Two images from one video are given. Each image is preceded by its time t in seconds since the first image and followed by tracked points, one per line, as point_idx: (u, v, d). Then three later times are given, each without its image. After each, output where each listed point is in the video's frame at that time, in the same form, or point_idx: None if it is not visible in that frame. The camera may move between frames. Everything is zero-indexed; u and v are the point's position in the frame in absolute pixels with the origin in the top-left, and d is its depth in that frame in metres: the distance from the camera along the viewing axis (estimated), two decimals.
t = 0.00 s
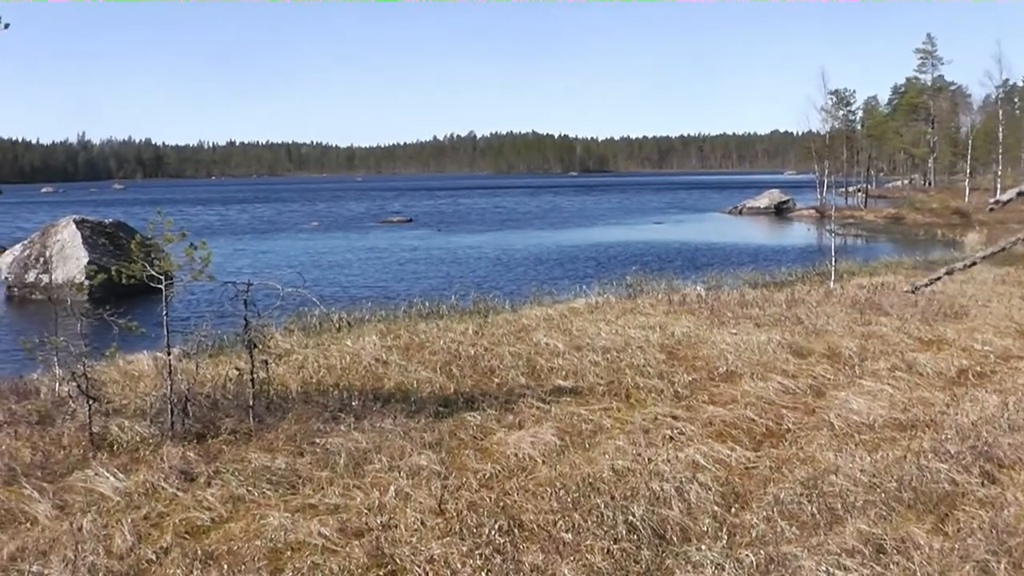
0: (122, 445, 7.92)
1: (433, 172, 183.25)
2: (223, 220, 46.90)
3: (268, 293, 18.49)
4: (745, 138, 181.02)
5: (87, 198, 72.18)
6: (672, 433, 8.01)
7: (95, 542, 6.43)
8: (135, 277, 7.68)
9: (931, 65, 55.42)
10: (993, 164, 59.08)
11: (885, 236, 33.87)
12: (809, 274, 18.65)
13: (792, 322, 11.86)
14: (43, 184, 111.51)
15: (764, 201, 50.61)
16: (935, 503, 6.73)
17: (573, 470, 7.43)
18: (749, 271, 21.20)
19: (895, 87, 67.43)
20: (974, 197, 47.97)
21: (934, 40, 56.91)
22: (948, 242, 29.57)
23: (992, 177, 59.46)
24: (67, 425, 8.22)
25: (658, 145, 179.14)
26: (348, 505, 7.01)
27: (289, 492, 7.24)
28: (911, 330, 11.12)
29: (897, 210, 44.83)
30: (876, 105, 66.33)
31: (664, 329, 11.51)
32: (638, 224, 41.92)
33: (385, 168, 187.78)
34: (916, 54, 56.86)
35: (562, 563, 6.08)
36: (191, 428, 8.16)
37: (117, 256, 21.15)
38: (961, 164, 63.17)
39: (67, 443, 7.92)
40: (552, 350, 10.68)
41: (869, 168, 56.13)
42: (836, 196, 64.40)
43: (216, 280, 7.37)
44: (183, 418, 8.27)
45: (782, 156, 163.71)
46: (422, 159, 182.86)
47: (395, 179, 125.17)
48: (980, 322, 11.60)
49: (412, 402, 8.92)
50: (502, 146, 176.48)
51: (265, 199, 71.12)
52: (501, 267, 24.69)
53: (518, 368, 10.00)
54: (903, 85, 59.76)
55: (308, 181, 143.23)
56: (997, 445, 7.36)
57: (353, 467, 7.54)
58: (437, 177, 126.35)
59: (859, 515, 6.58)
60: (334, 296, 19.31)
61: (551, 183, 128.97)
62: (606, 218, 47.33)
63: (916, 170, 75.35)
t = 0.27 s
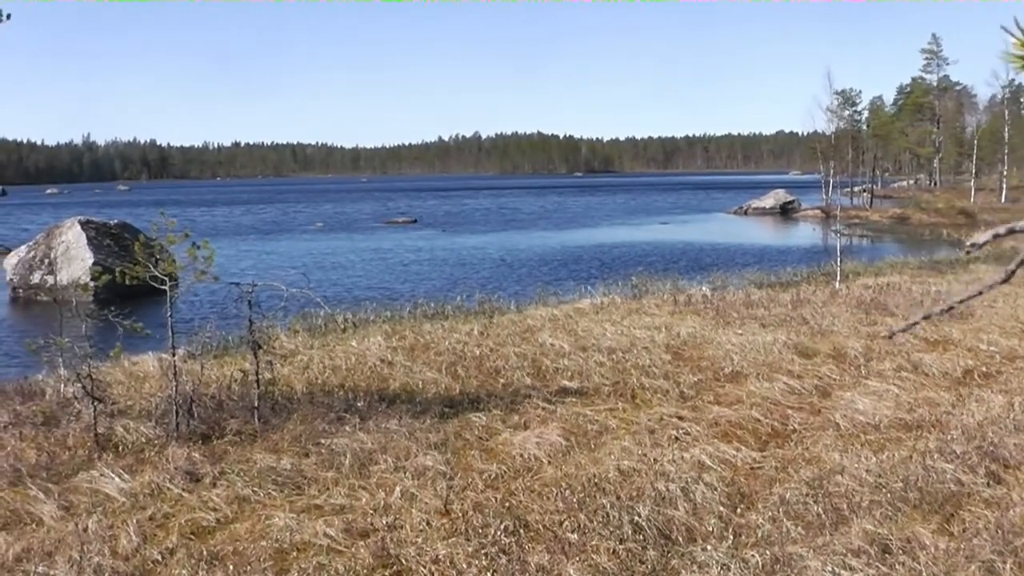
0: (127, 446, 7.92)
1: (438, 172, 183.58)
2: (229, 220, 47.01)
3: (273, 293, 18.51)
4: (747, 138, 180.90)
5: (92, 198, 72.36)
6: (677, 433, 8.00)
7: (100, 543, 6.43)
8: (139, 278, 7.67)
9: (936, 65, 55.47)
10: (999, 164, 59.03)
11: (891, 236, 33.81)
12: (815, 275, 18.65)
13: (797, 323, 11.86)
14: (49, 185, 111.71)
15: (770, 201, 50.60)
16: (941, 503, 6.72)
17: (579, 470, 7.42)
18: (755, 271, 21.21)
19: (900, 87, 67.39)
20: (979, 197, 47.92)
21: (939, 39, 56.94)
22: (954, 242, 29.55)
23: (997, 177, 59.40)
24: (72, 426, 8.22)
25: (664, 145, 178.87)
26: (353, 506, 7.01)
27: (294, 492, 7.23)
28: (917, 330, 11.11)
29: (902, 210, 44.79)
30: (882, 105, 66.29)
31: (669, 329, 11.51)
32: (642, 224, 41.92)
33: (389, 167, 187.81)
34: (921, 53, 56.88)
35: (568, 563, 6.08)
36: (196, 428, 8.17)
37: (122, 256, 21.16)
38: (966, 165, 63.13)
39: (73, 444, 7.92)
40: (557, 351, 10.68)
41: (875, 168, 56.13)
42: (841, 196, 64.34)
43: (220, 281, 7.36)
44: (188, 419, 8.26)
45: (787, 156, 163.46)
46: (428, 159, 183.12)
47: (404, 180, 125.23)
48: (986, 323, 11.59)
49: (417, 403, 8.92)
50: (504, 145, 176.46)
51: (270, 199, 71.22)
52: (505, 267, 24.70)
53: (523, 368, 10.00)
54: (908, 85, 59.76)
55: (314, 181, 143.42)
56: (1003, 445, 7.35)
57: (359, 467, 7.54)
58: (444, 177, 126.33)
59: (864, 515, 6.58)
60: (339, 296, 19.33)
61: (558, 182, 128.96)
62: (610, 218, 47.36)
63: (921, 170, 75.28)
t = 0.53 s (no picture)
0: (133, 446, 7.92)
1: (443, 172, 183.85)
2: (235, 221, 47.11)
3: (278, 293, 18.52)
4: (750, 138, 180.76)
5: (97, 199, 72.54)
6: (682, 433, 8.00)
7: (105, 543, 6.44)
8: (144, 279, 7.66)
9: (941, 63, 55.49)
10: (1003, 163, 58.97)
11: (896, 235, 33.79)
12: (819, 274, 18.65)
13: (802, 322, 11.86)
14: (56, 187, 111.97)
15: (774, 200, 50.61)
16: (946, 502, 6.72)
17: (584, 470, 7.42)
18: (759, 270, 21.21)
19: (905, 85, 67.38)
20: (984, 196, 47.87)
21: (943, 38, 56.93)
22: (958, 241, 29.54)
23: (1002, 176, 59.36)
24: (77, 426, 8.22)
25: (667, 145, 178.74)
26: (359, 506, 7.01)
27: (299, 493, 7.23)
28: (921, 329, 11.11)
29: (907, 209, 44.74)
30: (887, 104, 66.25)
31: (674, 329, 11.51)
32: (647, 224, 41.83)
33: (393, 168, 187.89)
34: (926, 52, 56.85)
35: (573, 563, 6.08)
36: (201, 428, 8.17)
37: (127, 257, 21.17)
38: (971, 164, 63.13)
39: (78, 444, 7.93)
40: (562, 351, 10.68)
41: (879, 168, 56.12)
42: (847, 195, 64.30)
43: (225, 281, 7.34)
44: (193, 419, 8.27)
45: (792, 155, 163.21)
46: (433, 159, 183.24)
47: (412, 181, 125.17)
48: (990, 322, 11.59)
49: (421, 403, 8.92)
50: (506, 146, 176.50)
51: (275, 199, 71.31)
52: (509, 268, 24.68)
53: (528, 368, 10.00)
54: (913, 84, 59.74)
55: (320, 180, 143.63)
56: (1008, 444, 7.35)
57: (364, 467, 7.54)
58: (450, 177, 126.36)
59: (869, 514, 6.58)
60: (343, 296, 19.34)
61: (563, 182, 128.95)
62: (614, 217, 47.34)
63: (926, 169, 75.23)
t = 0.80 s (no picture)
0: (138, 446, 7.92)
1: (448, 172, 183.70)
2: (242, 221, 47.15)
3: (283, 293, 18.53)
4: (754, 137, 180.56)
5: (104, 200, 72.66)
6: (688, 432, 7.99)
7: (111, 543, 6.45)
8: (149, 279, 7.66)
9: (947, 62, 55.39)
10: (1010, 162, 58.82)
11: (901, 235, 33.72)
12: (825, 273, 18.63)
13: (807, 322, 11.86)
14: (62, 188, 112.14)
15: (779, 200, 50.56)
16: (951, 502, 6.71)
17: (590, 470, 7.42)
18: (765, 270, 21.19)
19: (910, 84, 67.21)
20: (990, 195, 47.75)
21: (948, 37, 56.80)
22: (964, 240, 29.50)
23: (1008, 176, 59.21)
24: (83, 426, 8.23)
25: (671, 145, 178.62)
26: (364, 506, 7.01)
27: (305, 492, 7.24)
28: (926, 329, 11.10)
29: (913, 209, 44.69)
30: (892, 103, 66.12)
31: (679, 328, 11.51)
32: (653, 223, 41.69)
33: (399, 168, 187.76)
34: (932, 51, 56.75)
35: (578, 563, 6.08)
36: (207, 428, 8.18)
37: (132, 257, 21.19)
38: (977, 163, 62.99)
39: (84, 444, 7.94)
40: (567, 350, 10.67)
41: (885, 167, 56.02)
42: (852, 195, 64.20)
43: (231, 282, 7.33)
44: (199, 419, 8.28)
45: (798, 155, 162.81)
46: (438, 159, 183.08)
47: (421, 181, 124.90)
48: (996, 321, 11.57)
49: (426, 403, 8.92)
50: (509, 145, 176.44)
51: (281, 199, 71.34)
52: (514, 267, 24.63)
53: (533, 368, 10.00)
54: (919, 83, 59.61)
55: (327, 180, 143.71)
56: (1014, 443, 7.34)
57: (369, 467, 7.54)
58: (456, 178, 126.22)
59: (875, 514, 6.57)
60: (348, 296, 19.33)
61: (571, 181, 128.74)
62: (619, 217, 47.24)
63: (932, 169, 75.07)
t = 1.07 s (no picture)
0: (146, 445, 7.93)
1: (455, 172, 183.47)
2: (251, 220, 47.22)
3: (292, 293, 18.55)
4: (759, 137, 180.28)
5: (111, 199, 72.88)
6: (696, 433, 7.99)
7: (119, 542, 6.46)
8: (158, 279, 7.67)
9: (955, 63, 55.29)
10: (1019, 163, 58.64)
11: (909, 236, 33.64)
12: (833, 274, 18.62)
13: (816, 322, 11.85)
14: (71, 187, 112.48)
15: (787, 200, 50.52)
16: (960, 503, 6.70)
17: (598, 470, 7.42)
18: (773, 271, 21.18)
19: (919, 84, 67.07)
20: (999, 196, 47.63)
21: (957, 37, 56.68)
22: (973, 241, 29.44)
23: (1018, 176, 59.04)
24: (91, 425, 8.24)
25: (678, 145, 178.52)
26: (372, 506, 7.01)
27: (313, 492, 7.24)
28: (935, 330, 11.08)
29: (922, 210, 44.60)
30: (901, 104, 65.98)
31: (687, 329, 11.50)
32: (661, 223, 41.64)
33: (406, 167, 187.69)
34: (941, 51, 56.64)
35: (587, 563, 6.08)
36: (215, 428, 8.18)
37: (141, 256, 21.22)
38: (986, 163, 62.81)
39: (93, 443, 7.95)
40: (575, 350, 10.67)
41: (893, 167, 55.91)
42: (860, 195, 64.07)
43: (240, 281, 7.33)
44: (207, 418, 8.28)
45: (806, 155, 162.16)
46: (446, 159, 182.90)
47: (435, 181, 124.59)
48: (1006, 322, 11.54)
49: (435, 403, 8.92)
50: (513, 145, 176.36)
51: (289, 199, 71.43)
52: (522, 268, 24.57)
53: (541, 368, 10.00)
54: (927, 84, 59.49)
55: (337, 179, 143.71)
56: None
57: (377, 467, 7.54)
58: (466, 177, 126.07)
59: (883, 515, 6.57)
60: (355, 296, 19.35)
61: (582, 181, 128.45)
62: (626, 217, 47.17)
63: (940, 169, 74.87)
